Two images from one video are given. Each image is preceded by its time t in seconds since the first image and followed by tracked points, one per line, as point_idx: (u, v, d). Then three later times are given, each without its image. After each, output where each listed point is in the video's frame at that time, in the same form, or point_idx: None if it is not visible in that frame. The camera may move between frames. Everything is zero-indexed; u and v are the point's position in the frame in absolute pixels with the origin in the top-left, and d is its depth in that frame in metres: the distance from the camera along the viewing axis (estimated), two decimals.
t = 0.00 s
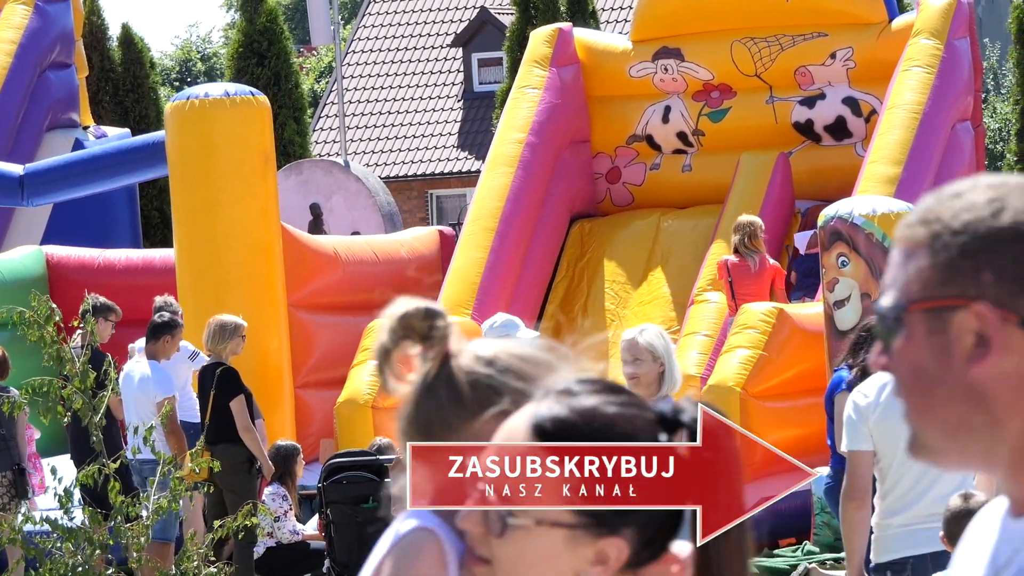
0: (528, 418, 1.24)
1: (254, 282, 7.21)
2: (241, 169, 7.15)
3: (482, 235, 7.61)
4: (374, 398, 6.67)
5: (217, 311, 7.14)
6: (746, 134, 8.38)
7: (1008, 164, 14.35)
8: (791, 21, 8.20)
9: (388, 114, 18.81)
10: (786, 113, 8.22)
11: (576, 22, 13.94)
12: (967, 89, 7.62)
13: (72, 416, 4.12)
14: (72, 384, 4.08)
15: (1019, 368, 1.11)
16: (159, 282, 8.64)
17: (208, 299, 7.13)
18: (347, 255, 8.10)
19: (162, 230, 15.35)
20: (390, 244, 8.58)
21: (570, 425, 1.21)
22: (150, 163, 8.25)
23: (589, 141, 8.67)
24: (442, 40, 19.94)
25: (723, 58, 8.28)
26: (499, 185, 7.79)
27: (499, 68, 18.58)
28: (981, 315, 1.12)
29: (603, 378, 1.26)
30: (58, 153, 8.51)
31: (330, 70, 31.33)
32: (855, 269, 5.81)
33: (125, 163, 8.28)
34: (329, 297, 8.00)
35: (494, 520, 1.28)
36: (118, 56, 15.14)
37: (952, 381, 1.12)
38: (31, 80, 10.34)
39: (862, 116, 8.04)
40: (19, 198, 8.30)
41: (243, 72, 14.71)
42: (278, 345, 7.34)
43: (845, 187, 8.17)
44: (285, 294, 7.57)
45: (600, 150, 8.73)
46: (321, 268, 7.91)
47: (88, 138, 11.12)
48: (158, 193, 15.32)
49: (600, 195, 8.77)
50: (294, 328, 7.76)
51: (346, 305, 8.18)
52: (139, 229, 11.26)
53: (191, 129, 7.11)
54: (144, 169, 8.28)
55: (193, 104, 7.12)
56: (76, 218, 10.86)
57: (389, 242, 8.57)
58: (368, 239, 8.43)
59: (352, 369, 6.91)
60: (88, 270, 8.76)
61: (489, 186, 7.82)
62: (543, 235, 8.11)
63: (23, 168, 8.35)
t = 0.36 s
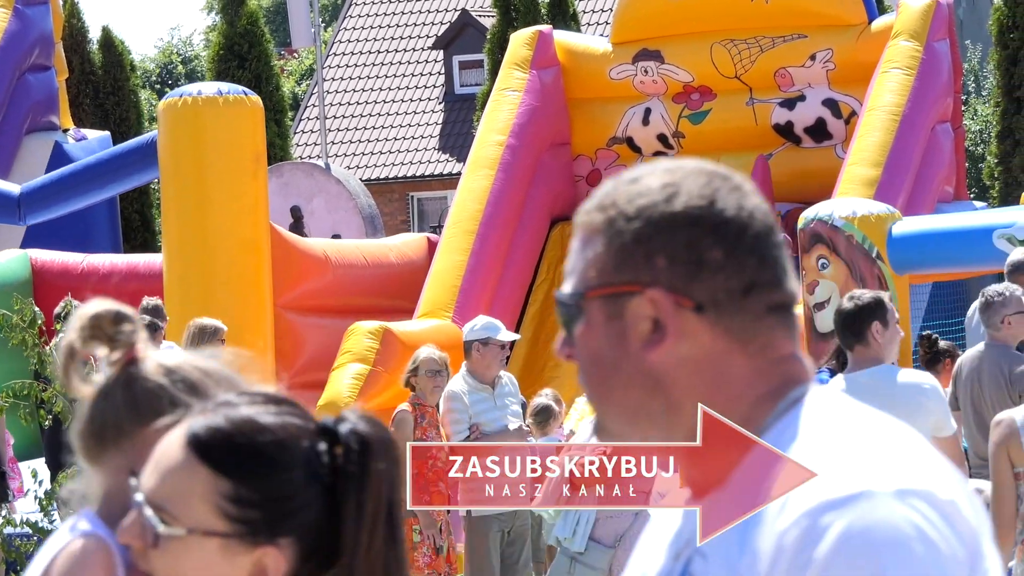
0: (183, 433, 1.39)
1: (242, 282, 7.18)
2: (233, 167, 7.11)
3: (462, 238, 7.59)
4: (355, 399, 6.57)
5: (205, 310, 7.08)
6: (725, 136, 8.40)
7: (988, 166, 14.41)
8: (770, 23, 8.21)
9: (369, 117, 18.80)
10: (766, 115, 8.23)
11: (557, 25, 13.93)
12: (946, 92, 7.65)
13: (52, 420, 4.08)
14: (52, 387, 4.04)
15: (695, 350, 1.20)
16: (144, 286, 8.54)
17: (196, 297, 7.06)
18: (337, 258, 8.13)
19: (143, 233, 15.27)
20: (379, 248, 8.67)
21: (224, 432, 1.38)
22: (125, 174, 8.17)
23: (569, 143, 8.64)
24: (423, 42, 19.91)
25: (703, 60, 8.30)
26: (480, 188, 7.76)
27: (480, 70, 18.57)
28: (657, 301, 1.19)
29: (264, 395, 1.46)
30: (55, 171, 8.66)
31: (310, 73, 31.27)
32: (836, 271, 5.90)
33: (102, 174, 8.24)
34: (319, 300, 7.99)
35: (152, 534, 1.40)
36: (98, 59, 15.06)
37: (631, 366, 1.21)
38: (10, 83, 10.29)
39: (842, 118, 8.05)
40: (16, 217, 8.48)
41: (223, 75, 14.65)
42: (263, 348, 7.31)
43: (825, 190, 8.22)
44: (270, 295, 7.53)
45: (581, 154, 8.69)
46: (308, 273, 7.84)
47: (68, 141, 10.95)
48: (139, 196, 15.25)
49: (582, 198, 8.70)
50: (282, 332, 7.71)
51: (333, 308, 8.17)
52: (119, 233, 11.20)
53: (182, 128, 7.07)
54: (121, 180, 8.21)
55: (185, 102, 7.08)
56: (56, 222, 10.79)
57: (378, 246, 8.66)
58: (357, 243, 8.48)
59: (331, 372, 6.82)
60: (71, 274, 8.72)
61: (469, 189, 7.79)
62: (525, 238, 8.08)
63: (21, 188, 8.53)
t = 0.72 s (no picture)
0: None
1: (223, 280, 7.10)
2: (212, 163, 7.10)
3: (447, 234, 7.57)
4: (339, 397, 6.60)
5: (185, 308, 7.08)
6: (710, 133, 8.38)
7: (974, 163, 14.44)
8: (755, 21, 8.21)
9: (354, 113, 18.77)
10: (751, 112, 8.24)
11: (542, 21, 13.93)
12: (931, 89, 7.65)
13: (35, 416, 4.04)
14: (35, 382, 4.00)
15: (367, 402, 1.17)
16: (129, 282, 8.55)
17: (175, 296, 7.07)
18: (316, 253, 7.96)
19: (128, 229, 15.22)
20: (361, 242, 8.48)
21: None
22: (100, 175, 8.21)
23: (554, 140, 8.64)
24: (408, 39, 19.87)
25: (688, 57, 8.30)
26: (465, 184, 7.76)
27: (465, 67, 18.53)
28: (327, 350, 1.16)
29: None
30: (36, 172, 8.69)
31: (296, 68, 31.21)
32: (818, 268, 6.01)
33: (76, 176, 8.28)
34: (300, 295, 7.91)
35: None
36: (83, 55, 15.00)
37: (304, 417, 1.18)
38: None
39: (827, 115, 8.06)
40: None
41: (208, 71, 14.60)
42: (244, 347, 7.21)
43: (811, 187, 8.18)
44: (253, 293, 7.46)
45: (566, 150, 8.71)
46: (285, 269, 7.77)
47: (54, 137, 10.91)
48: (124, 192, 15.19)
49: (565, 194, 8.74)
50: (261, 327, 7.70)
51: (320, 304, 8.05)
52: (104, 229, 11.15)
53: (162, 124, 7.09)
54: (96, 181, 8.25)
55: (165, 99, 7.10)
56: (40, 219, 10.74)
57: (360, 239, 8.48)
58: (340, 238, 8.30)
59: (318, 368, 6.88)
60: (54, 270, 8.67)
61: (454, 185, 7.78)
62: (510, 235, 8.07)
63: None
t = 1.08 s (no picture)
0: None
1: (205, 273, 7.13)
2: (190, 159, 7.10)
3: (436, 229, 7.57)
4: (328, 391, 6.60)
5: (168, 305, 7.05)
6: (698, 129, 8.38)
7: (961, 159, 14.47)
8: (743, 16, 8.22)
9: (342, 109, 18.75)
10: (739, 108, 8.24)
11: (531, 16, 13.92)
12: (920, 84, 7.67)
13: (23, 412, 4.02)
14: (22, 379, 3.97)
15: None
16: (116, 274, 8.55)
17: (158, 294, 7.03)
18: (300, 245, 8.07)
19: (116, 224, 15.20)
20: (343, 233, 8.51)
21: None
22: (70, 175, 8.30)
23: (542, 135, 8.63)
24: (396, 34, 19.82)
25: (676, 52, 8.30)
26: (454, 180, 7.76)
27: (454, 62, 18.49)
28: None
29: None
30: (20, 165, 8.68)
31: (283, 63, 31.17)
32: (811, 263, 6.12)
33: (45, 176, 8.33)
34: (281, 287, 7.97)
35: None
36: (71, 50, 14.95)
37: None
38: None
39: (815, 111, 8.07)
40: None
41: (196, 66, 14.56)
42: (230, 342, 7.26)
43: (799, 182, 8.18)
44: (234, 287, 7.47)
45: (555, 145, 8.67)
46: (271, 262, 7.86)
47: (43, 131, 10.87)
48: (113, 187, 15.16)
49: (554, 190, 8.71)
50: (247, 322, 7.69)
51: (299, 296, 8.13)
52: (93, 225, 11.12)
53: (138, 120, 7.06)
54: (65, 180, 8.34)
55: (140, 95, 7.08)
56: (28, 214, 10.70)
57: (342, 232, 8.50)
58: (322, 231, 8.37)
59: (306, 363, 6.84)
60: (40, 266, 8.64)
61: (443, 180, 7.79)
62: (499, 230, 8.05)
63: None
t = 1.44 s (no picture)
0: None
1: (193, 270, 7.11)
2: (179, 157, 7.09)
3: (425, 229, 7.57)
4: (317, 391, 6.59)
5: (157, 302, 7.03)
6: (687, 129, 8.38)
7: (949, 158, 14.51)
8: (731, 16, 8.23)
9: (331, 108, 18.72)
10: (728, 107, 8.25)
11: (519, 16, 13.91)
12: (908, 84, 7.68)
13: (14, 411, 4.02)
14: (14, 378, 3.97)
15: None
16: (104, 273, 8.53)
17: (147, 292, 7.00)
18: (287, 244, 8.05)
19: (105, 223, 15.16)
20: (331, 232, 8.50)
21: None
22: (55, 172, 8.30)
23: (531, 135, 8.62)
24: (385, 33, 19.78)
25: (665, 52, 8.31)
26: (443, 179, 7.76)
27: (442, 61, 18.45)
28: None
29: None
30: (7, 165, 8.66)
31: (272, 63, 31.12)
32: (798, 263, 6.13)
33: (33, 172, 8.31)
34: (269, 286, 7.94)
35: None
36: (60, 49, 14.91)
37: None
38: None
39: (804, 110, 8.08)
40: None
41: (185, 65, 14.53)
42: (218, 340, 7.23)
43: (786, 181, 8.19)
44: (223, 285, 7.45)
45: (543, 145, 8.68)
46: (260, 260, 7.84)
47: (32, 131, 10.84)
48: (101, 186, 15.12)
49: (543, 189, 8.71)
50: (235, 321, 7.67)
51: (286, 294, 8.11)
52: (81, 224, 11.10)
53: (126, 118, 7.05)
54: (49, 177, 8.32)
55: (129, 93, 7.07)
56: (16, 213, 10.67)
57: (330, 231, 8.50)
58: (310, 230, 8.36)
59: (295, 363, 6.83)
60: (27, 265, 8.61)
61: (432, 180, 7.79)
62: (488, 229, 8.04)
63: None
